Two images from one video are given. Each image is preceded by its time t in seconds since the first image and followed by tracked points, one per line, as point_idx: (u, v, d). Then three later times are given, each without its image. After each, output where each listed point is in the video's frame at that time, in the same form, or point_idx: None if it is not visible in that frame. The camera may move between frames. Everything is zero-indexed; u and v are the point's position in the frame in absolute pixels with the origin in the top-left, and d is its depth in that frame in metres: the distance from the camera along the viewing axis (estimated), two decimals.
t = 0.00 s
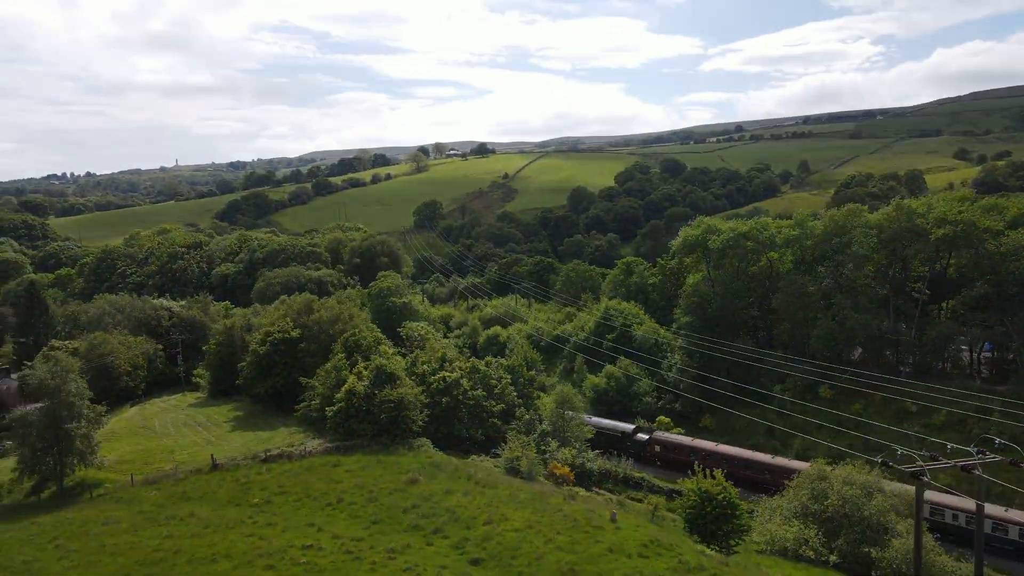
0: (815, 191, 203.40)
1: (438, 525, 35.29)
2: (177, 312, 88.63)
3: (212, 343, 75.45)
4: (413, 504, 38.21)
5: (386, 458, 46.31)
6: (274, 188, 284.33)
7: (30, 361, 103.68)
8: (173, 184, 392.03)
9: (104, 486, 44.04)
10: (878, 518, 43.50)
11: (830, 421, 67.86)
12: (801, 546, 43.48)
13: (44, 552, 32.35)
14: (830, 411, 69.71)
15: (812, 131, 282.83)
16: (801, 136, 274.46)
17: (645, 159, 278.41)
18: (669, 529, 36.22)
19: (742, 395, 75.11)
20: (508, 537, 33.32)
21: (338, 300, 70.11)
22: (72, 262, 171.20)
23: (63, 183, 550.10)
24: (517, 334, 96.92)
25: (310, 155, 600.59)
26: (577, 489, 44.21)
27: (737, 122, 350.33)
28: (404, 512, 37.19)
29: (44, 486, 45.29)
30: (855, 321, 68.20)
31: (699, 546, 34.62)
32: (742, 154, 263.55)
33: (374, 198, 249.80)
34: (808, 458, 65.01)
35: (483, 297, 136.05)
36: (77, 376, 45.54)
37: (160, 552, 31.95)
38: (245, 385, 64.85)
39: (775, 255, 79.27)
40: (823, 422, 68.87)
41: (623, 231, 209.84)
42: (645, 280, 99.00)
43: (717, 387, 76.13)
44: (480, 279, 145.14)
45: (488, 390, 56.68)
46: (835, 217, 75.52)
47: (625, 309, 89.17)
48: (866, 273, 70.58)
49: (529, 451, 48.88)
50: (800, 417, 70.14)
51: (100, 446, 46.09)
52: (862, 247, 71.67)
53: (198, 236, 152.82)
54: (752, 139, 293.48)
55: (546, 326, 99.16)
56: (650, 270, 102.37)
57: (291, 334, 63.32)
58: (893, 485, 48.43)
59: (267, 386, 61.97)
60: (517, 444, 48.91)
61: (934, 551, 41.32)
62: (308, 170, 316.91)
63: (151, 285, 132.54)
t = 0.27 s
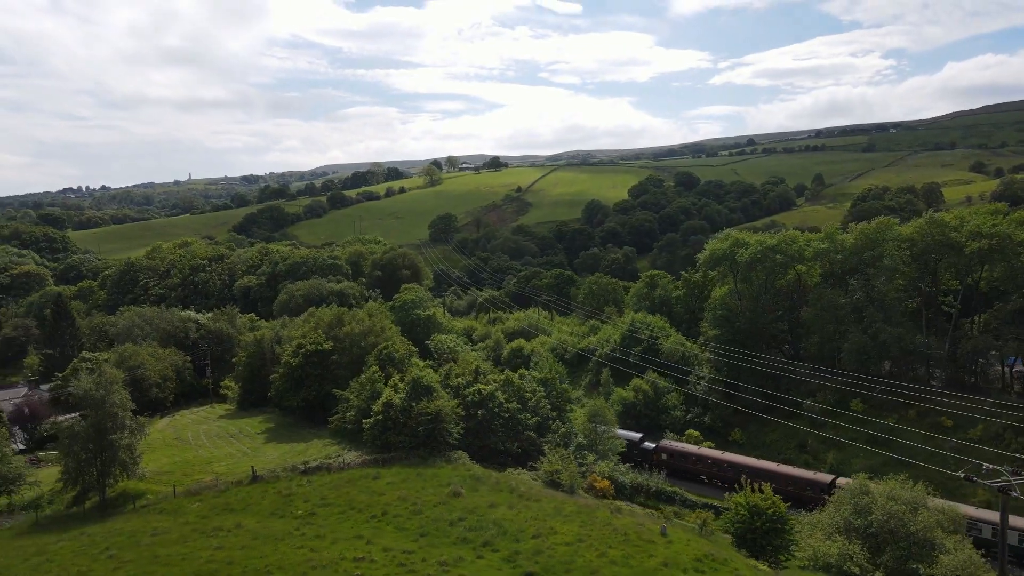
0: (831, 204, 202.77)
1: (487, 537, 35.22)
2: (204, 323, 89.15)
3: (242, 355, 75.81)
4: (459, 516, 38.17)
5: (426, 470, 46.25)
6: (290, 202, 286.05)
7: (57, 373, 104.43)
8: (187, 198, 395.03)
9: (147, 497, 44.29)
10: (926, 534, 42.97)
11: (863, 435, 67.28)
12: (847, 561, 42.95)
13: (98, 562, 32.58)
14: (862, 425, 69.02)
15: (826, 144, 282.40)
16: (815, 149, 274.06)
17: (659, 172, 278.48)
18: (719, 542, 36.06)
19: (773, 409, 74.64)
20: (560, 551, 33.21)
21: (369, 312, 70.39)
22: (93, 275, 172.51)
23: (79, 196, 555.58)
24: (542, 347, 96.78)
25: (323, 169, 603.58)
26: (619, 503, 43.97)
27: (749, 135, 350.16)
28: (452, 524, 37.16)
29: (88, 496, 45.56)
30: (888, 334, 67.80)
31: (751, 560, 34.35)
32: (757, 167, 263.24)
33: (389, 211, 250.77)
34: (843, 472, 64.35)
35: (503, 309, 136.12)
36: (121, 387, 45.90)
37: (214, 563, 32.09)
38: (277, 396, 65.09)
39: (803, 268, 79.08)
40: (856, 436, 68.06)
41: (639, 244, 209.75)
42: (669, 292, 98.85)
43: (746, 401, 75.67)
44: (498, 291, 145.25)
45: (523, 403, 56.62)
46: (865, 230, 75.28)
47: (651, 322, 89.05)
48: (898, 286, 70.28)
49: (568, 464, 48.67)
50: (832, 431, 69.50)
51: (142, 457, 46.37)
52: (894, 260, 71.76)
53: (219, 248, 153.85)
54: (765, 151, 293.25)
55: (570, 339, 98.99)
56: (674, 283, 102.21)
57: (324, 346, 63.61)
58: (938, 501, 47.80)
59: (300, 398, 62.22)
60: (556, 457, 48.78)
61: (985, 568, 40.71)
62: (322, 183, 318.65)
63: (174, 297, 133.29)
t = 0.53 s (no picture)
0: (843, 205, 202.04)
1: (530, 537, 35.24)
2: (226, 323, 89.50)
3: (266, 355, 76.05)
4: (499, 516, 38.20)
5: (460, 470, 46.30)
6: (300, 202, 286.68)
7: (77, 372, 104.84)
8: (197, 199, 396.52)
9: (183, 496, 44.49)
10: (964, 536, 42.75)
11: (890, 436, 67.00)
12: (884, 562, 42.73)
13: (146, 560, 32.78)
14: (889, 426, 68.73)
15: (836, 144, 281.47)
16: (825, 149, 273.23)
17: (669, 172, 278.03)
18: (761, 543, 36.01)
19: (797, 410, 74.43)
20: (605, 551, 33.18)
21: (394, 313, 70.59)
22: (108, 275, 173.26)
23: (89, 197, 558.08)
24: (561, 347, 96.72)
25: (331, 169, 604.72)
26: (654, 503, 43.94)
27: (758, 136, 349.35)
28: (493, 524, 37.22)
29: (125, 495, 45.74)
30: (915, 335, 67.59)
31: (795, 561, 34.28)
32: (767, 167, 262.53)
33: (400, 212, 251.02)
34: (870, 473, 64.08)
35: (517, 310, 136.12)
36: (158, 387, 46.09)
37: (262, 562, 32.21)
38: (304, 396, 65.27)
39: (827, 269, 78.96)
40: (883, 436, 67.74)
41: (651, 245, 209.35)
42: (688, 293, 98.72)
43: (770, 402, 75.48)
44: (513, 292, 145.26)
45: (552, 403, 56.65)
46: (891, 231, 75.10)
47: (672, 322, 88.95)
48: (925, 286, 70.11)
49: (600, 463, 48.65)
50: (859, 432, 69.20)
51: (178, 456, 46.55)
52: (920, 261, 71.51)
53: (234, 249, 154.37)
54: (775, 152, 292.50)
55: (589, 339, 98.91)
56: (693, 284, 102.05)
57: (351, 346, 63.81)
58: (974, 502, 47.56)
59: (327, 398, 62.37)
60: (588, 458, 48.80)
61: None
62: (332, 183, 319.23)
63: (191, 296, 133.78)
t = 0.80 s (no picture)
0: (847, 205, 201.84)
1: (564, 536, 35.27)
2: (240, 323, 89.51)
3: (282, 355, 76.02)
4: (531, 516, 38.23)
5: (485, 470, 46.31)
6: (304, 202, 286.71)
7: (89, 372, 104.80)
8: (199, 199, 396.39)
9: (210, 496, 44.51)
10: (991, 535, 42.59)
11: (907, 435, 66.93)
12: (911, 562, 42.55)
13: (184, 559, 32.88)
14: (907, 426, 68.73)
15: (839, 144, 281.34)
16: (828, 149, 273.10)
17: (673, 172, 277.83)
18: (794, 542, 36.07)
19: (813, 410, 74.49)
20: (641, 551, 33.20)
21: (411, 313, 70.64)
22: (114, 275, 173.08)
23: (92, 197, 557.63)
24: (574, 347, 96.67)
25: (328, 168, 602.84)
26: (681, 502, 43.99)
27: (761, 136, 349.32)
28: (525, 524, 37.22)
29: (151, 495, 45.68)
30: (932, 334, 67.77)
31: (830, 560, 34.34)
32: (771, 167, 262.33)
33: (404, 211, 250.83)
34: (888, 473, 64.04)
35: (526, 310, 136.10)
36: (184, 387, 46.14)
37: (299, 561, 32.24)
38: (322, 395, 65.24)
39: (843, 269, 79.11)
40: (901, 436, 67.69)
41: (656, 245, 209.14)
42: (701, 293, 98.67)
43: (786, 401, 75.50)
44: (521, 292, 145.21)
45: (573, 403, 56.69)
46: (908, 231, 75.28)
47: (686, 322, 88.97)
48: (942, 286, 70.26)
49: (624, 463, 48.66)
50: (876, 432, 69.19)
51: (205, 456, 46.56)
52: (938, 261, 71.68)
53: (242, 249, 154.31)
54: (777, 152, 292.40)
55: (601, 339, 98.84)
56: (705, 284, 102.08)
57: (370, 346, 63.95)
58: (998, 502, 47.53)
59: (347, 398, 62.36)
60: (613, 457, 48.84)
61: None
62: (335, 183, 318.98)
63: (199, 296, 133.71)
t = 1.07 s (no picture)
0: (851, 200, 201.38)
1: (593, 530, 35.41)
2: (252, 317, 89.58)
3: (296, 349, 76.09)
4: (557, 509, 38.39)
5: (507, 464, 46.40)
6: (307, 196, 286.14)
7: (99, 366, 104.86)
8: (201, 194, 396.11)
9: (234, 489, 44.67)
10: (1013, 527, 42.35)
11: (922, 429, 67.02)
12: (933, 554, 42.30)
13: (217, 552, 33.14)
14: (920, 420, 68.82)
15: (842, 139, 280.94)
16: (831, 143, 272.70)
17: (676, 167, 277.33)
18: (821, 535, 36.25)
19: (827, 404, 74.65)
20: (670, 544, 33.32)
21: (426, 307, 70.73)
22: (119, 269, 172.97)
23: (93, 191, 557.09)
24: (584, 341, 96.71)
25: (329, 163, 601.99)
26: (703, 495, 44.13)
27: (763, 131, 348.76)
28: (553, 517, 37.37)
29: (174, 489, 45.83)
30: (947, 329, 67.90)
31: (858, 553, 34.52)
32: (775, 161, 261.82)
33: (408, 206, 250.58)
34: (903, 467, 64.12)
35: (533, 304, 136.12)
36: (208, 380, 46.26)
37: (331, 554, 32.45)
38: (338, 389, 65.34)
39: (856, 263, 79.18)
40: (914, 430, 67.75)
41: (660, 239, 208.85)
42: (711, 288, 98.67)
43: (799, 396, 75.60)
44: (527, 286, 145.19)
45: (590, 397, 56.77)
46: (921, 225, 75.35)
47: (698, 317, 89.03)
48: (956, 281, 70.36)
49: (644, 456, 48.72)
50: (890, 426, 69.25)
51: (228, 450, 46.70)
52: (952, 255, 71.79)
53: (249, 243, 154.25)
54: (780, 146, 291.90)
55: (611, 333, 98.86)
56: (715, 278, 102.10)
57: (387, 340, 64.09)
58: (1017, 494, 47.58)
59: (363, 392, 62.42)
60: (633, 451, 48.96)
61: None
62: (338, 177, 318.61)
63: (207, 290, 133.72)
